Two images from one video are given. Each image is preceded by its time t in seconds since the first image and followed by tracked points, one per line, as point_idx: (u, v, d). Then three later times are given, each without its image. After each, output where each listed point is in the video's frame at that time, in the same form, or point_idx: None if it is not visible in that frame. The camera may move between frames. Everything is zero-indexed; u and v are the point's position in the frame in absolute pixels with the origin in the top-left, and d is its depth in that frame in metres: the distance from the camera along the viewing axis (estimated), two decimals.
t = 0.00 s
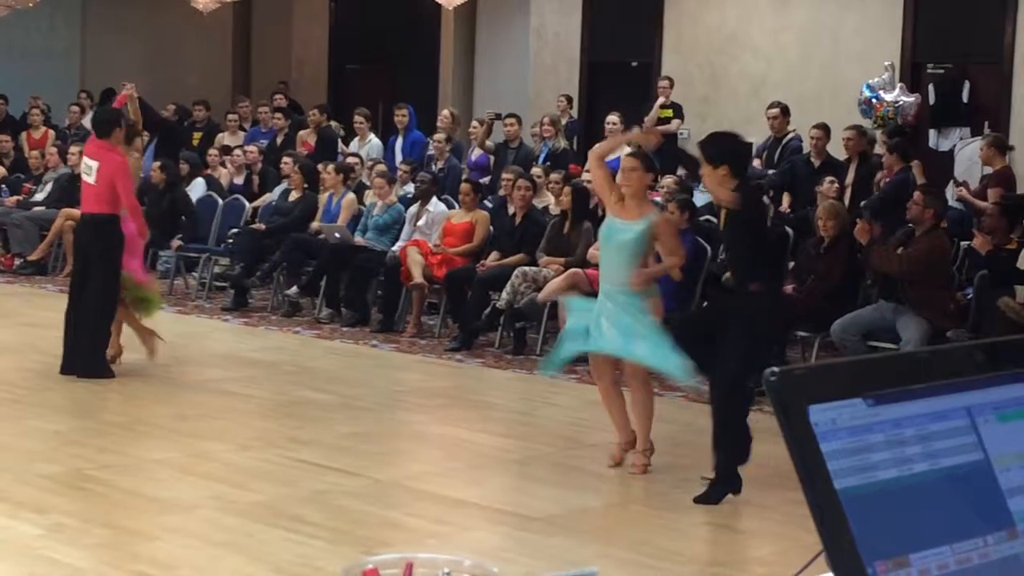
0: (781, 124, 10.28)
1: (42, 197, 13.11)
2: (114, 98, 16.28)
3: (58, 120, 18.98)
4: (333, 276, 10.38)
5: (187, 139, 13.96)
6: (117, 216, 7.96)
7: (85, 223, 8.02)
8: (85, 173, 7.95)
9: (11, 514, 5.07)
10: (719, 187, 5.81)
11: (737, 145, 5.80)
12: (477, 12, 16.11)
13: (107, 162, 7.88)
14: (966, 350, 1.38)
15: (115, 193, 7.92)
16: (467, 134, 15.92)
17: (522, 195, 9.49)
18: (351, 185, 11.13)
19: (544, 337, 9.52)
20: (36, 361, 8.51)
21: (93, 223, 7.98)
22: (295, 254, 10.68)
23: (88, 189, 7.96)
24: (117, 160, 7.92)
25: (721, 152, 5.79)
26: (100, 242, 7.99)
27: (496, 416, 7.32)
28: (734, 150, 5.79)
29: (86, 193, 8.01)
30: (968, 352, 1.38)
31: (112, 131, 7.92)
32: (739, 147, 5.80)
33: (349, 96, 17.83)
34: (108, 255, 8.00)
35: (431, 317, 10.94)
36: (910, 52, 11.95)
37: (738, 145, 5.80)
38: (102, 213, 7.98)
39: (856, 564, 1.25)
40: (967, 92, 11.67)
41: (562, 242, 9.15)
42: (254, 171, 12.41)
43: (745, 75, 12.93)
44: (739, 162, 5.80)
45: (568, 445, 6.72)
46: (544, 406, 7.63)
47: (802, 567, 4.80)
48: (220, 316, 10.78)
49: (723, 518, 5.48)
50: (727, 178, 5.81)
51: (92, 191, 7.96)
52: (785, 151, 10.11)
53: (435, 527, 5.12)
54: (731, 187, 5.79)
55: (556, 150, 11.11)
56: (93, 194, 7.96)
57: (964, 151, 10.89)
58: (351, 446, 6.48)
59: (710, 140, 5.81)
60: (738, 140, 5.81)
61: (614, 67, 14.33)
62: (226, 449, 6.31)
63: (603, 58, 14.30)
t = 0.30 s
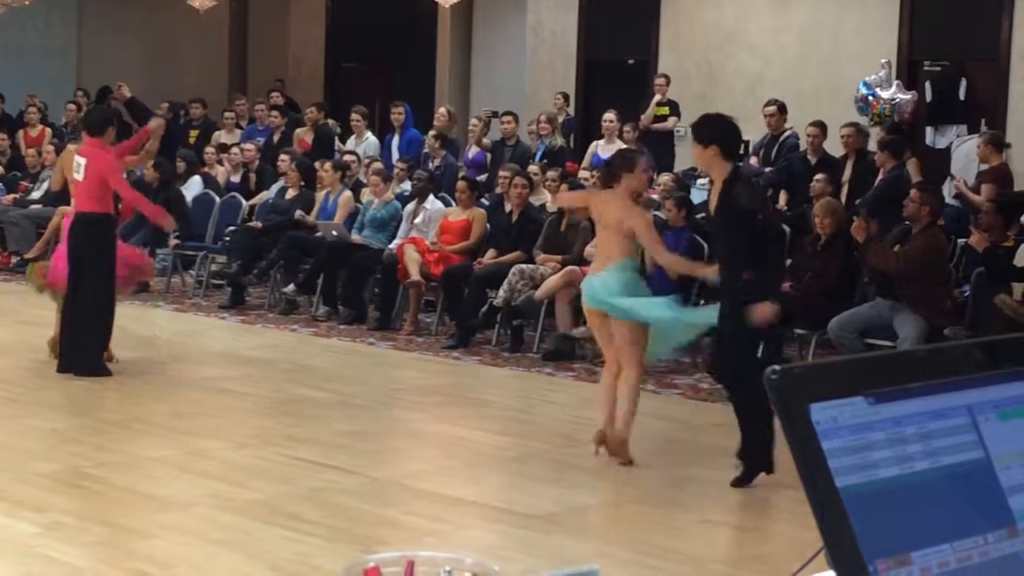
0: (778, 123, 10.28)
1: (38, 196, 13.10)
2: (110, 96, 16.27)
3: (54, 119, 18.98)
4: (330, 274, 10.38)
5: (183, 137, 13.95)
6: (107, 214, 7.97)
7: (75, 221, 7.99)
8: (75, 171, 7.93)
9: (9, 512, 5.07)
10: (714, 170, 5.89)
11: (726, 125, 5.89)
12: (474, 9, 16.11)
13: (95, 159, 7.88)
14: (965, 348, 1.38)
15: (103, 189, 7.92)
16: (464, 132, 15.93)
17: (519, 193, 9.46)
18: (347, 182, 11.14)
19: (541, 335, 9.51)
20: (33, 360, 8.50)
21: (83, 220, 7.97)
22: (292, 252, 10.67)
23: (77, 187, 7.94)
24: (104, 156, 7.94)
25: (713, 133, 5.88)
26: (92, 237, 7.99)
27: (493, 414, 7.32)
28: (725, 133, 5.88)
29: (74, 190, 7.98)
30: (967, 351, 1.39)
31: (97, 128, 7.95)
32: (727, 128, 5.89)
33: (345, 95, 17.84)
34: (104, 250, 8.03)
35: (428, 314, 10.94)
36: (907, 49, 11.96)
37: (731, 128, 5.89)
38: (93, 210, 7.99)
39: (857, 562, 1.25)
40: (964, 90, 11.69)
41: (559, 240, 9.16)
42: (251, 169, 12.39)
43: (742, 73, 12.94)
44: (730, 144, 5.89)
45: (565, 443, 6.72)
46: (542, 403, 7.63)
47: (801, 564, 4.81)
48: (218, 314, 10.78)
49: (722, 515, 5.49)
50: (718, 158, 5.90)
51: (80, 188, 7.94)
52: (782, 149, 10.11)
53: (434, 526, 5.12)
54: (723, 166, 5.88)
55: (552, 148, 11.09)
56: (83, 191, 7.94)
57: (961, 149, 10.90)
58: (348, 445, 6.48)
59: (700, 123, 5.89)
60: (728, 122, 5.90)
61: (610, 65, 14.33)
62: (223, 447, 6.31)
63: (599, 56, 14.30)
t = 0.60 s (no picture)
0: (786, 125, 10.28)
1: (48, 198, 13.14)
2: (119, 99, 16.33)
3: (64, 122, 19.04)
4: (338, 277, 10.40)
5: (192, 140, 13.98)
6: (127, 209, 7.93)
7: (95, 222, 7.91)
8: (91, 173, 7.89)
9: (18, 514, 5.09)
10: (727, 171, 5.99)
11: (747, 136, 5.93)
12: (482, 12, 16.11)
13: (109, 154, 7.87)
14: (974, 351, 1.38)
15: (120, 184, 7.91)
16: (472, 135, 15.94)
17: (527, 196, 9.49)
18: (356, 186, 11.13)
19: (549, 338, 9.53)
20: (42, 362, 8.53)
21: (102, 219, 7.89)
22: (300, 255, 10.70)
23: (94, 188, 7.90)
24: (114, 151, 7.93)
25: (733, 143, 5.94)
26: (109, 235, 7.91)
27: (501, 416, 7.33)
28: (747, 141, 5.94)
29: (92, 192, 7.92)
30: (976, 354, 1.39)
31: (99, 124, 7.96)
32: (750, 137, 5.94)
33: (353, 97, 17.86)
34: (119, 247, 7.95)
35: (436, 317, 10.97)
36: (915, 52, 11.95)
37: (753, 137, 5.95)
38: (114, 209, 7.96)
39: (865, 563, 1.25)
40: (972, 92, 11.68)
41: (567, 243, 9.15)
42: (260, 172, 12.36)
43: (750, 76, 12.93)
44: (750, 152, 5.95)
45: (573, 446, 6.73)
46: (549, 406, 7.64)
47: (807, 566, 4.81)
48: (226, 317, 10.81)
49: (729, 517, 5.49)
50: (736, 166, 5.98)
51: (98, 188, 7.90)
52: (791, 151, 10.10)
53: (441, 528, 5.13)
54: (740, 175, 5.95)
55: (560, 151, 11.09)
56: (101, 190, 7.91)
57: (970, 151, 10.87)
58: (357, 447, 6.49)
59: (721, 132, 5.95)
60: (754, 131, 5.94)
61: (617, 68, 14.33)
62: (231, 450, 6.32)
63: (606, 59, 14.30)
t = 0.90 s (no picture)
0: (796, 125, 10.28)
1: (57, 198, 13.16)
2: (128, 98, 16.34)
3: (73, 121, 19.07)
4: (347, 277, 10.41)
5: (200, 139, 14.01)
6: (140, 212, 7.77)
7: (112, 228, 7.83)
8: (107, 174, 7.86)
9: (27, 514, 5.10)
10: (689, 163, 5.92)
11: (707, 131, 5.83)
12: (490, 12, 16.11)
13: (128, 157, 7.84)
14: (983, 350, 1.38)
15: (134, 188, 7.78)
16: (481, 135, 15.94)
17: (535, 196, 9.48)
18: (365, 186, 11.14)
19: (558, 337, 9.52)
20: (52, 361, 8.54)
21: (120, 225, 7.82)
22: (309, 255, 10.70)
23: (110, 190, 7.81)
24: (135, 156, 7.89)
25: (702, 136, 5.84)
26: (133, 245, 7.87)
27: (510, 416, 7.32)
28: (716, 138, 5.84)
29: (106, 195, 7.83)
30: (985, 352, 1.38)
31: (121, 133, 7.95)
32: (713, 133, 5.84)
33: (361, 97, 17.87)
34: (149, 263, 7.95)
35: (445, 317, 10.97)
36: (924, 52, 11.92)
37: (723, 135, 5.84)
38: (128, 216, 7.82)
39: (871, 561, 1.25)
40: (982, 92, 11.66)
41: (577, 243, 9.15)
42: (269, 172, 12.38)
43: (759, 74, 12.91)
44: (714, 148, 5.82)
45: (581, 445, 6.72)
46: (559, 406, 7.63)
47: (817, 566, 4.80)
48: (235, 316, 10.82)
49: (738, 517, 5.49)
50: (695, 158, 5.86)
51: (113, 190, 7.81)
52: (801, 150, 10.08)
53: (450, 527, 5.13)
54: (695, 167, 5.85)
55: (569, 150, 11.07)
56: (117, 193, 7.81)
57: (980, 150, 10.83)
58: (365, 447, 6.49)
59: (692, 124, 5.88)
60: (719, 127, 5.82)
61: (626, 67, 14.32)
62: (241, 449, 6.33)
63: (615, 58, 14.28)
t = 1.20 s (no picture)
0: (797, 124, 10.28)
1: (59, 198, 13.17)
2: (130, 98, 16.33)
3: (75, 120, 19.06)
4: (349, 277, 10.42)
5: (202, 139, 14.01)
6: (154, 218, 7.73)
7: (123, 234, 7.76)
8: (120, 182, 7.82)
9: (29, 513, 5.10)
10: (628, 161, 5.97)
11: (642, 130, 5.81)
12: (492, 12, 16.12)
13: (143, 165, 7.82)
14: (985, 350, 1.38)
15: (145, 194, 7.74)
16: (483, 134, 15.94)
17: (537, 196, 9.43)
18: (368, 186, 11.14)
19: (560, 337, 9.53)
20: (55, 361, 8.55)
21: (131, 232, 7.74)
22: (311, 254, 10.71)
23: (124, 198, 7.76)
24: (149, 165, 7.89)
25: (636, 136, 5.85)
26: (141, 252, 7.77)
27: (512, 416, 7.32)
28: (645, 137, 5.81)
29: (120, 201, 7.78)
30: (987, 351, 1.38)
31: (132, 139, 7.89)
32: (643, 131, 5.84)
33: (363, 96, 17.88)
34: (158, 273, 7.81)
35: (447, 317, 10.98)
36: (926, 52, 11.93)
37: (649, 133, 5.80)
38: (141, 222, 7.77)
39: (874, 559, 1.25)
40: (983, 92, 11.67)
41: (579, 243, 9.16)
42: (271, 172, 12.38)
43: (760, 74, 12.92)
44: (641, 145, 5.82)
45: (584, 445, 6.72)
46: (561, 406, 7.62)
47: (819, 566, 4.80)
48: (237, 316, 10.82)
49: (740, 517, 5.48)
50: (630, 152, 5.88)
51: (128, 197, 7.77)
52: (802, 150, 10.07)
53: (452, 527, 5.13)
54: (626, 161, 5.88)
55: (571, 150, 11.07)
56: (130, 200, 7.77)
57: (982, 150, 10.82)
58: (368, 447, 6.49)
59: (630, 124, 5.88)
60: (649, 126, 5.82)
61: (627, 68, 14.33)
62: (243, 449, 6.33)
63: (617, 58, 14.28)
